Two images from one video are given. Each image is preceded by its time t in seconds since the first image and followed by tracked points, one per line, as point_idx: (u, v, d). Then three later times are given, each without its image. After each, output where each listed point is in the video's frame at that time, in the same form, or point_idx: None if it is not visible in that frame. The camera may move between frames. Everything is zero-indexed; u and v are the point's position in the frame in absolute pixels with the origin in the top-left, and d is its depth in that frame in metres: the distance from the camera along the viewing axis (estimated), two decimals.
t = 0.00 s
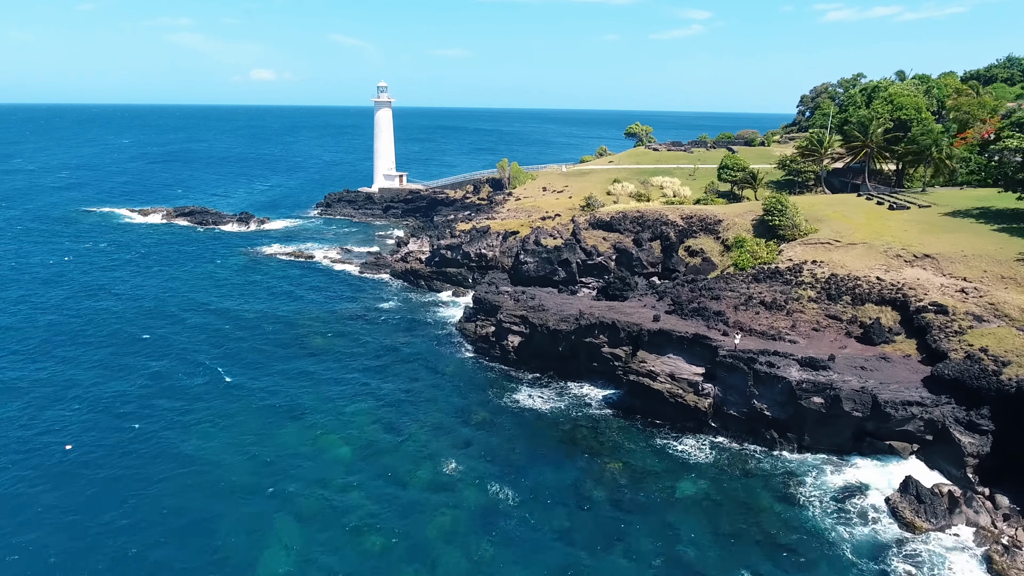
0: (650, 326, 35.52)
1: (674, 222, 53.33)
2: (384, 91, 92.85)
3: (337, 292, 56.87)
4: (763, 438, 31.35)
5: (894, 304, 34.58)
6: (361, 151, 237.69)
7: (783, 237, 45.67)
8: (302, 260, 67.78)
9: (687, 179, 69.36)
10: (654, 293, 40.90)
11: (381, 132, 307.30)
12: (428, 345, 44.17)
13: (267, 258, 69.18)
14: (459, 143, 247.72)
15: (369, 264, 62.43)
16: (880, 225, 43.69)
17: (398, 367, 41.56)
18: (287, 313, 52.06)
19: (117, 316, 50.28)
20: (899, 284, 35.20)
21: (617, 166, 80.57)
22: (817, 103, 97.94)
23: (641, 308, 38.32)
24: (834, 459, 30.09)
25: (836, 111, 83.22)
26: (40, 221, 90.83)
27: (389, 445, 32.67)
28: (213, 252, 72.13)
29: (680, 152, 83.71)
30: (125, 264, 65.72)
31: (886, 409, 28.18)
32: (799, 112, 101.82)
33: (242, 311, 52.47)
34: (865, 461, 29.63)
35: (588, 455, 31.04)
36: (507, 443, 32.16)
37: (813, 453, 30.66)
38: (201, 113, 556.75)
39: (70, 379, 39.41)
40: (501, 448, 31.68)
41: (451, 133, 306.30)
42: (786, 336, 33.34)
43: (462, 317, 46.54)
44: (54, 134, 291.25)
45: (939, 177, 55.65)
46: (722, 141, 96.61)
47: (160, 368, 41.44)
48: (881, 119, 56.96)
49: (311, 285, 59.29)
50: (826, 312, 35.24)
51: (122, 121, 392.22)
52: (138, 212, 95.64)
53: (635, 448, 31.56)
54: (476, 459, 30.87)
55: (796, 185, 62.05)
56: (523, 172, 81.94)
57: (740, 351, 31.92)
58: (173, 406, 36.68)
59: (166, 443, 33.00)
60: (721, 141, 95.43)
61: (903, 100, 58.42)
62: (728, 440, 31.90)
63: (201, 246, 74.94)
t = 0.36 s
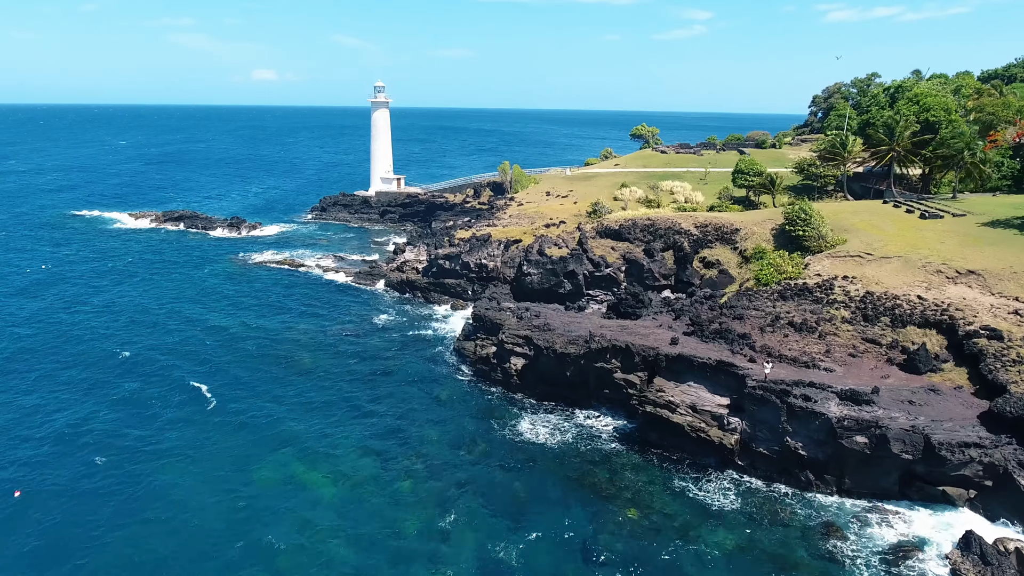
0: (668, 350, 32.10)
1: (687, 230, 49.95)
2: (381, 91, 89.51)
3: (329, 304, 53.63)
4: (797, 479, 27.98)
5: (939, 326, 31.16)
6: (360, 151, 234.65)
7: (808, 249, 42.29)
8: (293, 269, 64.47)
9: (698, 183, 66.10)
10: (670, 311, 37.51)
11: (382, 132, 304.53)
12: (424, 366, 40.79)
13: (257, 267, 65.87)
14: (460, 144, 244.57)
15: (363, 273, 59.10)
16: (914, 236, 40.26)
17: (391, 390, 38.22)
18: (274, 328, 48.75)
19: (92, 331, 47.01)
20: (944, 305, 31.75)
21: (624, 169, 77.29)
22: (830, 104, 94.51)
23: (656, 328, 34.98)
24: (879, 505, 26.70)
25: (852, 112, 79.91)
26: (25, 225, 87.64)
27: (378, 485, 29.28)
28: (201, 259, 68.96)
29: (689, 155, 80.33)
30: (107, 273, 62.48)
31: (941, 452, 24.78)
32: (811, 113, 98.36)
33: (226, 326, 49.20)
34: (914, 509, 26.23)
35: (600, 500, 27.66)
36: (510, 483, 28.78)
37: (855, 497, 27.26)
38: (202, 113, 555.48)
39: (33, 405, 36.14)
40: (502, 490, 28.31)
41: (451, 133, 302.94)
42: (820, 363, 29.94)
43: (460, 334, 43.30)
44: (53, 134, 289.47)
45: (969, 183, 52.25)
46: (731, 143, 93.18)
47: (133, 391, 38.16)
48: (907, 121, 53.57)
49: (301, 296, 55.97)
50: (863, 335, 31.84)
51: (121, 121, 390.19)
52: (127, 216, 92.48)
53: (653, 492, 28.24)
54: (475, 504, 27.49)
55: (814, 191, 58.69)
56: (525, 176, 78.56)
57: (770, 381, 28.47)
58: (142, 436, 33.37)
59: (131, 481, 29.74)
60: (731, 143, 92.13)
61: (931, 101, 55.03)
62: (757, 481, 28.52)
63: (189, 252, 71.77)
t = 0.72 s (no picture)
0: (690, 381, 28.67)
1: (703, 240, 46.52)
2: (378, 91, 86.20)
3: (319, 318, 50.31)
4: (839, 533, 24.60)
5: (995, 357, 27.71)
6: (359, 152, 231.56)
7: (836, 263, 39.01)
8: (283, 277, 61.20)
9: (710, 189, 62.76)
10: (689, 333, 34.17)
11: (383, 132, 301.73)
12: (418, 389, 37.43)
13: (245, 275, 62.63)
14: (461, 145, 241.28)
15: (356, 283, 55.80)
16: (955, 251, 36.76)
17: (382, 418, 34.86)
18: (259, 345, 45.50)
19: (64, 347, 43.82)
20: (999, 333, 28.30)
21: (631, 173, 73.97)
22: (844, 106, 91.02)
23: (675, 354, 31.60)
24: (935, 565, 23.33)
25: (870, 115, 76.45)
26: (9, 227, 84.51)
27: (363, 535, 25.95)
28: (187, 267, 65.73)
29: (700, 159, 76.96)
30: (86, 281, 59.26)
31: (1013, 512, 21.32)
32: (824, 115, 94.82)
33: (208, 342, 45.96)
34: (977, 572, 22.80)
35: (614, 557, 24.28)
36: (511, 535, 25.39)
37: (906, 555, 23.84)
38: (203, 113, 553.81)
39: None
40: (502, 544, 24.92)
41: (452, 133, 299.87)
42: (863, 399, 26.55)
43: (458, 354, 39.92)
44: (50, 134, 287.71)
45: (1005, 190, 48.56)
46: (741, 146, 89.75)
47: (100, 417, 34.93)
48: (937, 124, 49.92)
49: (290, 309, 52.70)
50: (908, 365, 28.42)
51: (121, 121, 387.66)
52: (115, 219, 89.32)
53: (675, 546, 24.83)
54: (472, 562, 24.08)
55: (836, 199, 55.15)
56: (528, 179, 75.20)
57: (809, 421, 25.05)
58: (104, 472, 30.19)
59: (87, 527, 26.58)
60: (742, 146, 88.77)
61: (962, 102, 51.37)
62: (793, 533, 25.14)
63: (176, 259, 68.52)
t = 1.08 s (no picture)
0: (717, 420, 25.21)
1: (720, 251, 42.98)
2: (373, 91, 82.90)
3: (307, 335, 46.91)
4: None
5: None
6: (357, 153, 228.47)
7: (869, 280, 35.80)
8: (271, 288, 57.89)
9: (723, 194, 59.38)
10: (711, 359, 30.82)
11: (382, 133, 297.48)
12: (411, 418, 33.96)
13: (231, 284, 59.33)
14: (461, 146, 237.97)
15: (347, 295, 52.46)
16: (1003, 267, 33.27)
17: (370, 450, 31.49)
18: (240, 365, 42.20)
19: (29, 367, 40.57)
20: None
21: (638, 177, 70.58)
22: (858, 108, 87.71)
23: (698, 385, 28.19)
24: None
25: (887, 117, 73.14)
26: None
27: None
28: (171, 276, 62.33)
29: (710, 162, 73.63)
30: (62, 292, 55.82)
31: None
32: (837, 117, 91.53)
33: (185, 361, 42.67)
34: None
35: None
36: None
37: None
38: (201, 113, 549.80)
39: None
40: None
41: (451, 134, 296.60)
42: (918, 443, 23.09)
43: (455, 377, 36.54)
44: (46, 134, 285.15)
45: None
46: (751, 149, 86.43)
47: (58, 452, 31.52)
48: (971, 125, 46.18)
49: (276, 323, 49.39)
50: (966, 402, 24.93)
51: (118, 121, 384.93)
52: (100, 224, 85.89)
53: None
54: None
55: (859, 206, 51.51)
56: (530, 183, 71.87)
57: (859, 473, 21.65)
58: (57, 518, 26.94)
59: None
60: (752, 149, 85.46)
61: (997, 103, 47.67)
62: None
63: (159, 267, 65.11)
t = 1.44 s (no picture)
0: (752, 471, 21.75)
1: (740, 264, 39.56)
2: (369, 91, 79.55)
3: (293, 354, 43.57)
4: None
5: None
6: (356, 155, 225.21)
7: (909, 300, 32.37)
8: (257, 301, 54.51)
9: (736, 201, 56.03)
10: (738, 393, 27.45)
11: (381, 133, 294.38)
12: (401, 453, 30.55)
13: (215, 296, 55.95)
14: (461, 148, 234.77)
15: (337, 309, 49.05)
16: None
17: (355, 493, 28.06)
18: (219, 390, 38.88)
19: None
20: None
21: (645, 182, 67.25)
22: (873, 109, 84.23)
23: (726, 426, 24.81)
24: None
25: (907, 120, 69.63)
26: None
27: None
28: (153, 287, 58.98)
29: (721, 166, 70.21)
30: (34, 305, 52.46)
31: None
32: (851, 118, 88.05)
33: (160, 385, 39.35)
34: None
35: None
36: None
37: None
38: (200, 114, 546.55)
39: None
40: None
41: (451, 135, 293.30)
42: (992, 503, 19.64)
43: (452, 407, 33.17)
44: (41, 134, 282.15)
45: None
46: (762, 152, 82.96)
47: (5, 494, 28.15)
48: (1010, 130, 42.45)
49: (260, 341, 46.03)
50: None
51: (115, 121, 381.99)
52: (84, 229, 82.54)
53: None
54: None
55: (885, 216, 47.96)
56: (532, 188, 68.43)
57: (926, 545, 18.40)
58: None
59: None
60: (762, 154, 82.13)
61: None
62: None
63: (141, 277, 61.73)
